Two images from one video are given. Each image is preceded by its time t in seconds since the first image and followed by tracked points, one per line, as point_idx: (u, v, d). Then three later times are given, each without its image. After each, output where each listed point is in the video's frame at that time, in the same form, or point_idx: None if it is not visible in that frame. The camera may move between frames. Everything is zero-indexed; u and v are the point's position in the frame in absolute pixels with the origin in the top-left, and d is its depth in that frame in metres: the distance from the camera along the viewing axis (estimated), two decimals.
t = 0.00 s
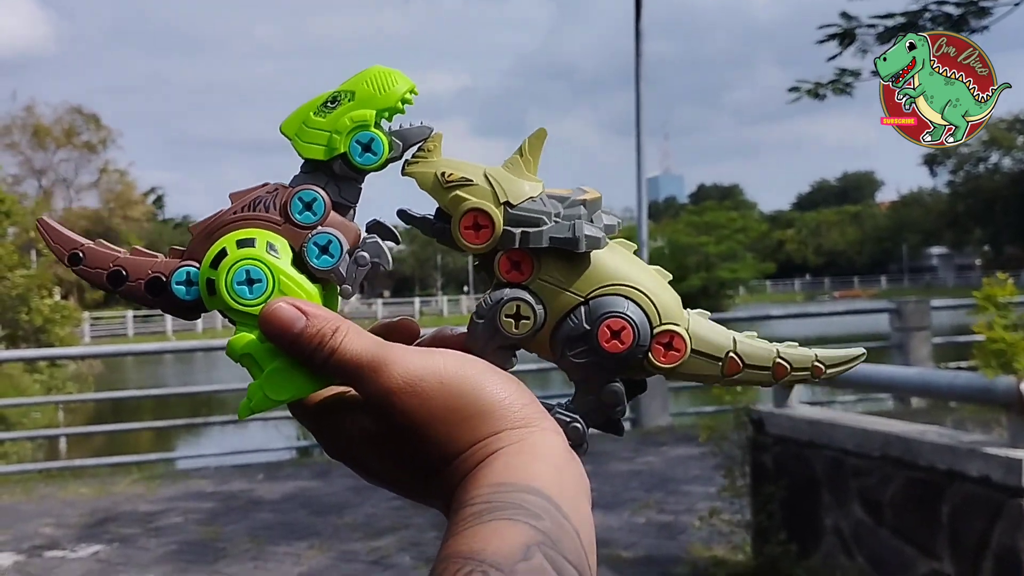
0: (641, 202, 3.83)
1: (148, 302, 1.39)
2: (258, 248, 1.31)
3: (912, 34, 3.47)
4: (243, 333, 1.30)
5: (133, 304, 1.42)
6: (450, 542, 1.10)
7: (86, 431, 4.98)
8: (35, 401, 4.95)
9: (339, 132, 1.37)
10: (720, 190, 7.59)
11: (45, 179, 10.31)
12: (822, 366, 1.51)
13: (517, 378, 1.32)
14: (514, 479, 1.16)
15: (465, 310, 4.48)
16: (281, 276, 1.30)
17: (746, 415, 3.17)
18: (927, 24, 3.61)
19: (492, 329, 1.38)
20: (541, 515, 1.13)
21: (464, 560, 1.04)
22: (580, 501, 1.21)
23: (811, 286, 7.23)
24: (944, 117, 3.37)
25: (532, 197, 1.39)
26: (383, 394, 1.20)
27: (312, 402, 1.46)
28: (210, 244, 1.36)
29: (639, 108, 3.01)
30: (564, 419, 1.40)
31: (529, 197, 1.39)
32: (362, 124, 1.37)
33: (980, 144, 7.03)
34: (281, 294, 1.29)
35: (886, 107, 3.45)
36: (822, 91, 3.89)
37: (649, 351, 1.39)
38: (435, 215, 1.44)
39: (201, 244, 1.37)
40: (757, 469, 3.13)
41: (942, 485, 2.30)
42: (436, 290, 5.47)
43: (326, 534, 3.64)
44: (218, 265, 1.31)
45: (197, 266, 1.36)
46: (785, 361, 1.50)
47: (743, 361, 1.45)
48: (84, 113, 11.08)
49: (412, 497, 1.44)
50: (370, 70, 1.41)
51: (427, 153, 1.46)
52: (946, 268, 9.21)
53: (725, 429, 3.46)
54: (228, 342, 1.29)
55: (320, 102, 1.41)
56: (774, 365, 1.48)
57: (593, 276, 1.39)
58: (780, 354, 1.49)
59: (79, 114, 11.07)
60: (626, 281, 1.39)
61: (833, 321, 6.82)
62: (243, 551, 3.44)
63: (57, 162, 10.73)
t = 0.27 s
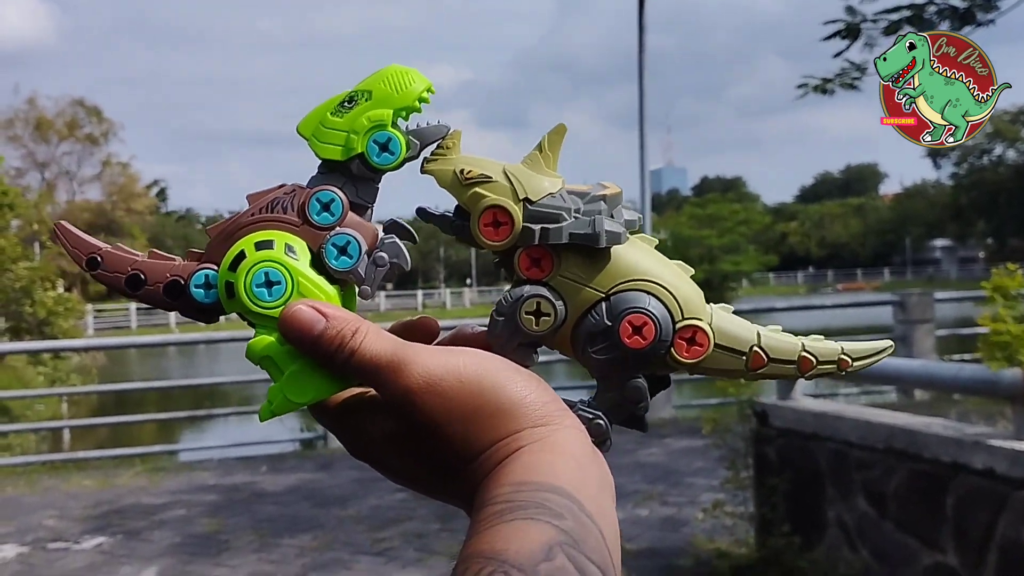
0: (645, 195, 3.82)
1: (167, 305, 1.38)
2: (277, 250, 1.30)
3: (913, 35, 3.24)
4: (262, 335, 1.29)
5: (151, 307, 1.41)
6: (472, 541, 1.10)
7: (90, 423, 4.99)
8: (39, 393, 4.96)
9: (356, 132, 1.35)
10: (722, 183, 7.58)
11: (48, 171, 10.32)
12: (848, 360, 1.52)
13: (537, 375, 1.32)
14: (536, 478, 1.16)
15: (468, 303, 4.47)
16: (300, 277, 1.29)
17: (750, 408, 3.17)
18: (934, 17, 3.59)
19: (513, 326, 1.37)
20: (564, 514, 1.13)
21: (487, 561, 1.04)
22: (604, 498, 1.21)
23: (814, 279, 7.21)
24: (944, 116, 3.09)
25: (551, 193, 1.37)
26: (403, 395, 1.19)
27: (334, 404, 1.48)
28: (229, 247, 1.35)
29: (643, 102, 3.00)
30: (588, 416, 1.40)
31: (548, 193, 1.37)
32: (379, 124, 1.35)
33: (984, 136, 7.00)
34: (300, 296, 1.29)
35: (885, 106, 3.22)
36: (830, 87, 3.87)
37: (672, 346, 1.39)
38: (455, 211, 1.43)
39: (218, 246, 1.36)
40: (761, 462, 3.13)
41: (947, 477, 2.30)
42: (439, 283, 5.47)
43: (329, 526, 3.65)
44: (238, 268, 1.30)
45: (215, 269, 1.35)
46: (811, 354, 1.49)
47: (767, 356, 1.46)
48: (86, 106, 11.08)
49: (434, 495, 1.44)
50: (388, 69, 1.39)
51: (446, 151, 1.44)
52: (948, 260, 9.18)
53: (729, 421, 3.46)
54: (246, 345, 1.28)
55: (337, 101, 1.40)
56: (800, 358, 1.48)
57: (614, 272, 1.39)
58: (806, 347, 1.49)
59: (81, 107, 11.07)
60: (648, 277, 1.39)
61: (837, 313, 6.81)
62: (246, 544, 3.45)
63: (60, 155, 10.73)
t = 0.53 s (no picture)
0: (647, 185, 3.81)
1: (185, 254, 1.37)
2: (312, 208, 1.31)
3: (911, 35, 3.18)
4: (285, 288, 1.29)
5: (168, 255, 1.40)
6: (474, 521, 1.10)
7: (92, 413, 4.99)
8: (41, 384, 4.96)
9: (402, 113, 1.42)
10: (724, 173, 7.55)
11: (49, 162, 10.30)
12: (860, 345, 1.51)
13: (544, 354, 1.31)
14: (541, 459, 1.15)
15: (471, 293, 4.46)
16: (333, 237, 1.30)
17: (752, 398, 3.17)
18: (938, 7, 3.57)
19: (519, 303, 1.36)
20: (567, 496, 1.12)
21: (490, 539, 1.04)
22: (606, 483, 1.20)
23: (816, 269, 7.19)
24: (944, 116, 3.00)
25: (561, 168, 1.35)
26: (410, 365, 1.19)
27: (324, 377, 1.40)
28: (259, 203, 1.35)
29: (646, 90, 2.98)
30: (592, 395, 1.40)
31: (557, 168, 1.35)
32: (425, 111, 1.43)
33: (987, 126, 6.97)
34: (329, 256, 1.30)
35: (884, 107, 3.12)
36: (830, 77, 3.86)
37: (680, 327, 1.39)
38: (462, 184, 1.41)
39: (248, 200, 1.36)
40: (764, 452, 3.12)
41: (950, 468, 2.29)
42: (440, 273, 5.46)
43: (331, 516, 3.65)
44: (271, 220, 1.31)
45: (244, 222, 1.35)
46: (822, 338, 1.49)
47: (778, 338, 1.45)
48: (87, 96, 11.05)
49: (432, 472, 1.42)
50: (434, 68, 1.48)
51: (455, 122, 1.40)
52: (951, 250, 9.16)
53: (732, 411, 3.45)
54: (269, 296, 1.28)
55: (382, 89, 1.46)
56: (811, 342, 1.48)
57: (622, 250, 1.37)
58: (817, 331, 1.48)
59: (81, 97, 11.04)
60: (657, 256, 1.38)
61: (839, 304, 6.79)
62: (248, 534, 3.45)
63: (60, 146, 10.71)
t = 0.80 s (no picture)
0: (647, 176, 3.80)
1: (155, 259, 1.37)
2: (269, 203, 1.29)
3: (912, 35, 3.17)
4: (250, 288, 1.28)
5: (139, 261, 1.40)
6: (460, 511, 1.09)
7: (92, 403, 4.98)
8: (41, 373, 4.95)
9: (356, 88, 1.35)
10: (725, 163, 7.53)
11: (48, 151, 10.27)
12: (852, 325, 1.50)
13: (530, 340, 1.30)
14: (527, 446, 1.15)
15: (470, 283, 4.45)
16: (293, 231, 1.28)
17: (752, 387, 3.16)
18: None
19: (505, 289, 1.36)
20: (554, 483, 1.11)
21: (476, 531, 1.03)
22: (596, 468, 1.20)
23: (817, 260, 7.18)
24: (944, 116, 2.99)
25: (545, 151, 1.36)
26: (392, 355, 1.18)
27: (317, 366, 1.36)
28: (219, 200, 1.34)
29: (646, 77, 2.97)
30: (581, 381, 1.40)
31: (541, 151, 1.36)
32: (380, 82, 1.36)
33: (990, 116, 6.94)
34: (290, 251, 1.28)
35: (884, 106, 3.11)
36: (830, 69, 3.84)
37: (669, 311, 1.38)
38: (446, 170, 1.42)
39: (209, 199, 1.35)
40: (764, 442, 3.12)
41: (951, 458, 2.29)
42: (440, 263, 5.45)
43: (331, 505, 3.65)
44: (229, 219, 1.29)
45: (205, 222, 1.34)
46: (813, 320, 1.49)
47: (767, 320, 1.45)
48: (86, 85, 11.01)
49: (424, 457, 1.42)
50: (390, 30, 1.40)
51: (438, 106, 1.40)
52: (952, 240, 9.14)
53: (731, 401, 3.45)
54: (235, 299, 1.27)
55: (338, 60, 1.39)
56: (801, 323, 1.47)
57: (608, 234, 1.37)
58: (807, 313, 1.48)
59: (81, 86, 10.99)
60: (643, 239, 1.37)
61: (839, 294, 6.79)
62: (249, 523, 3.45)
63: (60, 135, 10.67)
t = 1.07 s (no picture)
0: (648, 174, 3.80)
1: (162, 269, 1.38)
2: (277, 215, 1.31)
3: (912, 35, 3.18)
4: (254, 297, 1.30)
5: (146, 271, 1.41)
6: (459, 515, 1.08)
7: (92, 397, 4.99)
8: (42, 367, 4.96)
9: (364, 110, 1.39)
10: (726, 160, 7.53)
11: (49, 145, 10.27)
12: (848, 332, 1.53)
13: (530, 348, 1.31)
14: (525, 451, 1.14)
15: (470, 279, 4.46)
16: (299, 243, 1.31)
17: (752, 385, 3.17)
18: None
19: (502, 298, 1.37)
20: (552, 487, 1.10)
21: (474, 534, 1.02)
22: (593, 475, 1.19)
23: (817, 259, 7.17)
24: (945, 116, 2.99)
25: (542, 162, 1.37)
26: (392, 361, 1.19)
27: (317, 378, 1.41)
28: (228, 212, 1.36)
29: (646, 77, 2.97)
30: (579, 389, 1.41)
31: (539, 162, 1.37)
32: (387, 105, 1.39)
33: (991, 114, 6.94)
34: (296, 261, 1.31)
35: (885, 107, 3.13)
36: (831, 67, 3.85)
37: (665, 318, 1.39)
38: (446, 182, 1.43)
39: (218, 212, 1.37)
40: (763, 439, 3.13)
41: (950, 455, 2.30)
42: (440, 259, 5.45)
43: (331, 500, 3.66)
44: (236, 230, 1.31)
45: (213, 234, 1.36)
46: (809, 327, 1.51)
47: (764, 328, 1.47)
48: (87, 79, 11.00)
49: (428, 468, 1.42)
50: (398, 56, 1.42)
51: (438, 121, 1.43)
52: (953, 239, 9.15)
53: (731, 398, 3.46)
54: (239, 307, 1.29)
55: (348, 83, 1.42)
56: (798, 330, 1.50)
57: (604, 243, 1.38)
58: (804, 320, 1.50)
59: (82, 80, 10.99)
60: (640, 247, 1.38)
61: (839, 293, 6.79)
62: (248, 517, 3.46)
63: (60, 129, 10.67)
